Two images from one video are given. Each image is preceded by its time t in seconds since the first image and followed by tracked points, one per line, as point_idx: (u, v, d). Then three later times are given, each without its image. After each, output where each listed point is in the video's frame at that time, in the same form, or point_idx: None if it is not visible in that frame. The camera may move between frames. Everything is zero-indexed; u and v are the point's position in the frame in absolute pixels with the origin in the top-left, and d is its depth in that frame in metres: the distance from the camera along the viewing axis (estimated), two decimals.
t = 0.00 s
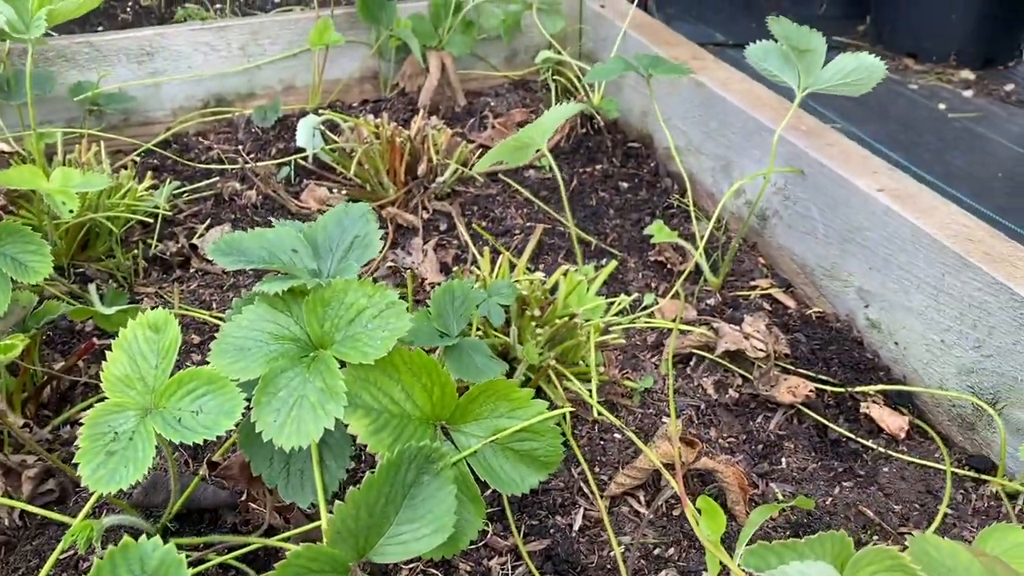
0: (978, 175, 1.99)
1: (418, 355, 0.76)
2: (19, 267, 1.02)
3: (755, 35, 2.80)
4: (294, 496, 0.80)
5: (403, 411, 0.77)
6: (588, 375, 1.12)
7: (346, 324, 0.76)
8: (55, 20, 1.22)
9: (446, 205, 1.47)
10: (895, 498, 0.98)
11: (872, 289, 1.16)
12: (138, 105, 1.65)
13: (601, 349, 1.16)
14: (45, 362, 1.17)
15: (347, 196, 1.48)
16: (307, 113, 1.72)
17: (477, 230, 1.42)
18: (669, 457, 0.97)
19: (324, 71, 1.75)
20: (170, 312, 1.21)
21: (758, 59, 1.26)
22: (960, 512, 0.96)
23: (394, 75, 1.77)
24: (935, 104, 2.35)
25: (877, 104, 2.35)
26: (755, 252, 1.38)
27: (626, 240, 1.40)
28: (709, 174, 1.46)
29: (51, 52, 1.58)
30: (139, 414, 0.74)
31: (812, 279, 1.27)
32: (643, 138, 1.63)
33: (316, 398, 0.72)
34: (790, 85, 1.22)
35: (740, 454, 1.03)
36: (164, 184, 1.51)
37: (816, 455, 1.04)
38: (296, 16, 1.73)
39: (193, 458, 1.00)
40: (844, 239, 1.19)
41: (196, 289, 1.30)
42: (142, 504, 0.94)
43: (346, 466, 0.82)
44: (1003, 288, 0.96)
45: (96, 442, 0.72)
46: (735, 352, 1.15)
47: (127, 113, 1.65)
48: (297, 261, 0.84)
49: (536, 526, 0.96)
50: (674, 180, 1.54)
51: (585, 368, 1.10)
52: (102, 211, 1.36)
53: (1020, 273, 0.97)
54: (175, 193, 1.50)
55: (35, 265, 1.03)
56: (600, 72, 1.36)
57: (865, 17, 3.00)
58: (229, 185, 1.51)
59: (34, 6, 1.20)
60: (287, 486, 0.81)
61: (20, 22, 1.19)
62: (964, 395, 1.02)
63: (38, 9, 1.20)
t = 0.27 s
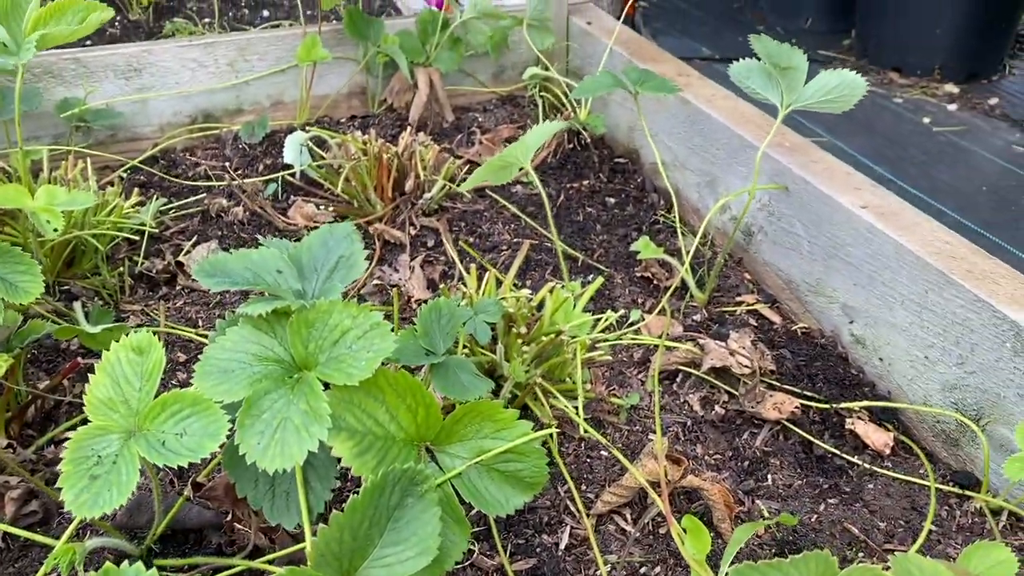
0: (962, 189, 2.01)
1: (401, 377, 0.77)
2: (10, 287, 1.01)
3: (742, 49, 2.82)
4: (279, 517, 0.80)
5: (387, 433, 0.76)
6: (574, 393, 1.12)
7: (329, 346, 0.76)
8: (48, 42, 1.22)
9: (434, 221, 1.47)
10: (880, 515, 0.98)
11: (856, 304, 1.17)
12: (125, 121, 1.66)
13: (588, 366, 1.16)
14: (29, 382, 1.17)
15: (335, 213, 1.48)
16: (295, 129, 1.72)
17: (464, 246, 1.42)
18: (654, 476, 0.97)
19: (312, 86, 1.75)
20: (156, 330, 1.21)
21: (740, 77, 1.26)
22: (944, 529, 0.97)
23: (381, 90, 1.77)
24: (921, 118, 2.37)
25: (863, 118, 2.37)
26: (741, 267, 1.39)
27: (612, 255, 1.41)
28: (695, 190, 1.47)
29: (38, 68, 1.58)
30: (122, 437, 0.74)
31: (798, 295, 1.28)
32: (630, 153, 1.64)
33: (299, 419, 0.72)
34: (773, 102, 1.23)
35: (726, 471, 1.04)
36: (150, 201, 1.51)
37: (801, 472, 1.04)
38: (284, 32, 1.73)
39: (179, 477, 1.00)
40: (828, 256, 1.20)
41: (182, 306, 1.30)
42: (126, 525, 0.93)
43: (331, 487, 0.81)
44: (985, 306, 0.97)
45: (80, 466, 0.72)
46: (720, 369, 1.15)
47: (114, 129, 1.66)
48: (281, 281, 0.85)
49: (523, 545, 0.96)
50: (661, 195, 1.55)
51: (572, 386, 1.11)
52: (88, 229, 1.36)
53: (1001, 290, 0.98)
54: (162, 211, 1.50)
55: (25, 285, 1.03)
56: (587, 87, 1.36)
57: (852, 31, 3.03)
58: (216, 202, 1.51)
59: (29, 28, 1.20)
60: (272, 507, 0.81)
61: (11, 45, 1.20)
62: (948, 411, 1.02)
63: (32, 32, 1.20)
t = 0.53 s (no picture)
0: (952, 202, 2.02)
1: (395, 401, 0.77)
2: None
3: (733, 62, 2.84)
4: (277, 543, 0.80)
5: (381, 455, 0.77)
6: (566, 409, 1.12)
7: (325, 371, 0.76)
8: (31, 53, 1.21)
9: (426, 236, 1.47)
10: (870, 531, 0.98)
11: (846, 320, 1.17)
12: (116, 136, 1.66)
13: (580, 381, 1.16)
14: (19, 399, 1.16)
15: (327, 228, 1.48)
16: (287, 144, 1.73)
17: (456, 262, 1.42)
18: (647, 492, 0.97)
19: (304, 101, 1.76)
20: (147, 346, 1.20)
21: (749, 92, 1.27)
22: (934, 545, 0.97)
23: (374, 105, 1.78)
24: (911, 131, 2.39)
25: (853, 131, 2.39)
26: (732, 282, 1.39)
27: (604, 270, 1.41)
28: (686, 206, 1.48)
29: (30, 83, 1.58)
30: (117, 461, 0.74)
31: (788, 310, 1.29)
32: (622, 168, 1.65)
33: (296, 446, 0.72)
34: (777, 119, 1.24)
35: (718, 487, 1.04)
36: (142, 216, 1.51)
37: (792, 488, 1.05)
38: (275, 47, 1.73)
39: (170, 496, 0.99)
40: (818, 272, 1.20)
41: (174, 322, 1.29)
42: (116, 544, 0.93)
43: (328, 513, 0.82)
44: (974, 322, 0.97)
45: (74, 491, 0.72)
46: (712, 385, 1.15)
47: (105, 143, 1.66)
48: (279, 303, 0.85)
49: (515, 563, 0.96)
50: (652, 210, 1.56)
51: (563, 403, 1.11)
52: (79, 244, 1.35)
53: (990, 307, 0.98)
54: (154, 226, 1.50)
55: (9, 301, 1.01)
56: (582, 101, 1.37)
57: (841, 44, 3.05)
58: (209, 217, 1.51)
59: (12, 41, 1.18)
60: (270, 534, 0.81)
61: None
62: (938, 427, 1.03)
63: (15, 44, 1.18)
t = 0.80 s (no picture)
0: (945, 212, 2.03)
1: (386, 412, 0.77)
2: None
3: (728, 72, 2.85)
4: (264, 553, 0.80)
5: (371, 467, 0.76)
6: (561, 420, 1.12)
7: (314, 380, 0.76)
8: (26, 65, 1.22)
9: (421, 246, 1.47)
10: (865, 543, 0.98)
11: (841, 331, 1.17)
12: (111, 146, 1.66)
13: (575, 393, 1.16)
14: (12, 410, 1.16)
15: (322, 238, 1.48)
16: (282, 154, 1.73)
17: (451, 272, 1.42)
18: (642, 505, 0.96)
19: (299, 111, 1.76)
20: (140, 358, 1.20)
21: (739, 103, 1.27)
22: (929, 557, 0.97)
23: (369, 115, 1.78)
24: (904, 141, 2.40)
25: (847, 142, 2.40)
26: (727, 293, 1.40)
27: (599, 281, 1.41)
28: (681, 216, 1.48)
29: (24, 93, 1.58)
30: (106, 468, 0.74)
31: (783, 321, 1.29)
32: (617, 178, 1.66)
33: (285, 456, 0.71)
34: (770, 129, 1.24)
35: (712, 499, 1.04)
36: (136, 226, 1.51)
37: (787, 499, 1.04)
38: (271, 57, 1.73)
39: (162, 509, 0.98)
40: (813, 283, 1.21)
41: (167, 333, 1.29)
42: (107, 557, 0.92)
43: (316, 523, 0.81)
44: (968, 334, 0.97)
45: (60, 496, 0.71)
46: (707, 396, 1.15)
47: (99, 153, 1.66)
48: (265, 316, 0.85)
49: None
50: (647, 221, 1.56)
51: (558, 413, 1.10)
52: (73, 255, 1.35)
53: (984, 319, 0.98)
54: (148, 237, 1.50)
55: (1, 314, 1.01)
56: (574, 114, 1.37)
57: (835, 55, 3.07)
58: (203, 227, 1.51)
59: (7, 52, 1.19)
60: (256, 543, 0.80)
61: None
62: (932, 438, 1.03)
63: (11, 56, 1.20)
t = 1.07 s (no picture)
0: (942, 222, 2.04)
1: (384, 424, 0.77)
2: None
3: (725, 83, 2.87)
4: (262, 565, 0.80)
5: (370, 480, 0.77)
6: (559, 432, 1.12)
7: (311, 392, 0.77)
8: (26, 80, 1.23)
9: (419, 257, 1.48)
10: (862, 555, 0.99)
11: (837, 343, 1.18)
12: (111, 158, 1.67)
13: (572, 405, 1.17)
14: (12, 423, 1.16)
15: (321, 250, 1.49)
16: (281, 166, 1.73)
17: (449, 284, 1.43)
18: (638, 517, 0.97)
19: (299, 123, 1.77)
20: (140, 369, 1.20)
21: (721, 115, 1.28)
22: (926, 569, 0.97)
23: (367, 127, 1.79)
24: (901, 152, 2.41)
25: (844, 153, 2.41)
26: (724, 304, 1.40)
27: (597, 292, 1.42)
28: (678, 227, 1.49)
29: (24, 106, 1.58)
30: (105, 485, 0.74)
31: (780, 333, 1.29)
32: (614, 190, 1.67)
33: (283, 469, 0.72)
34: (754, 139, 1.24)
35: (709, 511, 1.04)
36: (136, 238, 1.52)
37: (784, 511, 1.05)
38: (270, 69, 1.74)
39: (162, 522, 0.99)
40: (809, 295, 1.21)
41: (166, 344, 1.29)
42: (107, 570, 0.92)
43: (314, 535, 0.81)
44: (962, 347, 0.97)
45: (60, 514, 0.71)
46: (703, 408, 1.15)
47: (99, 165, 1.67)
48: (259, 330, 0.85)
49: None
50: (644, 232, 1.57)
51: (555, 425, 1.11)
52: (73, 267, 1.36)
53: (978, 331, 0.98)
54: (148, 248, 1.50)
55: (3, 326, 1.02)
56: (573, 125, 1.37)
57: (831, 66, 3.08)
58: (202, 239, 1.51)
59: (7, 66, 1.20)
60: (254, 556, 0.80)
61: None
62: (928, 450, 1.03)
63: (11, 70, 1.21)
